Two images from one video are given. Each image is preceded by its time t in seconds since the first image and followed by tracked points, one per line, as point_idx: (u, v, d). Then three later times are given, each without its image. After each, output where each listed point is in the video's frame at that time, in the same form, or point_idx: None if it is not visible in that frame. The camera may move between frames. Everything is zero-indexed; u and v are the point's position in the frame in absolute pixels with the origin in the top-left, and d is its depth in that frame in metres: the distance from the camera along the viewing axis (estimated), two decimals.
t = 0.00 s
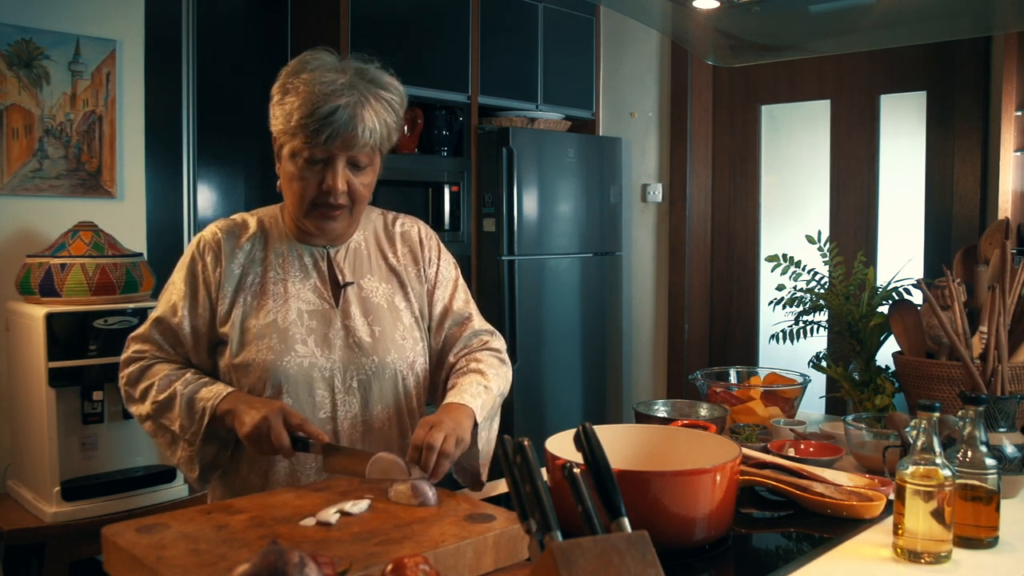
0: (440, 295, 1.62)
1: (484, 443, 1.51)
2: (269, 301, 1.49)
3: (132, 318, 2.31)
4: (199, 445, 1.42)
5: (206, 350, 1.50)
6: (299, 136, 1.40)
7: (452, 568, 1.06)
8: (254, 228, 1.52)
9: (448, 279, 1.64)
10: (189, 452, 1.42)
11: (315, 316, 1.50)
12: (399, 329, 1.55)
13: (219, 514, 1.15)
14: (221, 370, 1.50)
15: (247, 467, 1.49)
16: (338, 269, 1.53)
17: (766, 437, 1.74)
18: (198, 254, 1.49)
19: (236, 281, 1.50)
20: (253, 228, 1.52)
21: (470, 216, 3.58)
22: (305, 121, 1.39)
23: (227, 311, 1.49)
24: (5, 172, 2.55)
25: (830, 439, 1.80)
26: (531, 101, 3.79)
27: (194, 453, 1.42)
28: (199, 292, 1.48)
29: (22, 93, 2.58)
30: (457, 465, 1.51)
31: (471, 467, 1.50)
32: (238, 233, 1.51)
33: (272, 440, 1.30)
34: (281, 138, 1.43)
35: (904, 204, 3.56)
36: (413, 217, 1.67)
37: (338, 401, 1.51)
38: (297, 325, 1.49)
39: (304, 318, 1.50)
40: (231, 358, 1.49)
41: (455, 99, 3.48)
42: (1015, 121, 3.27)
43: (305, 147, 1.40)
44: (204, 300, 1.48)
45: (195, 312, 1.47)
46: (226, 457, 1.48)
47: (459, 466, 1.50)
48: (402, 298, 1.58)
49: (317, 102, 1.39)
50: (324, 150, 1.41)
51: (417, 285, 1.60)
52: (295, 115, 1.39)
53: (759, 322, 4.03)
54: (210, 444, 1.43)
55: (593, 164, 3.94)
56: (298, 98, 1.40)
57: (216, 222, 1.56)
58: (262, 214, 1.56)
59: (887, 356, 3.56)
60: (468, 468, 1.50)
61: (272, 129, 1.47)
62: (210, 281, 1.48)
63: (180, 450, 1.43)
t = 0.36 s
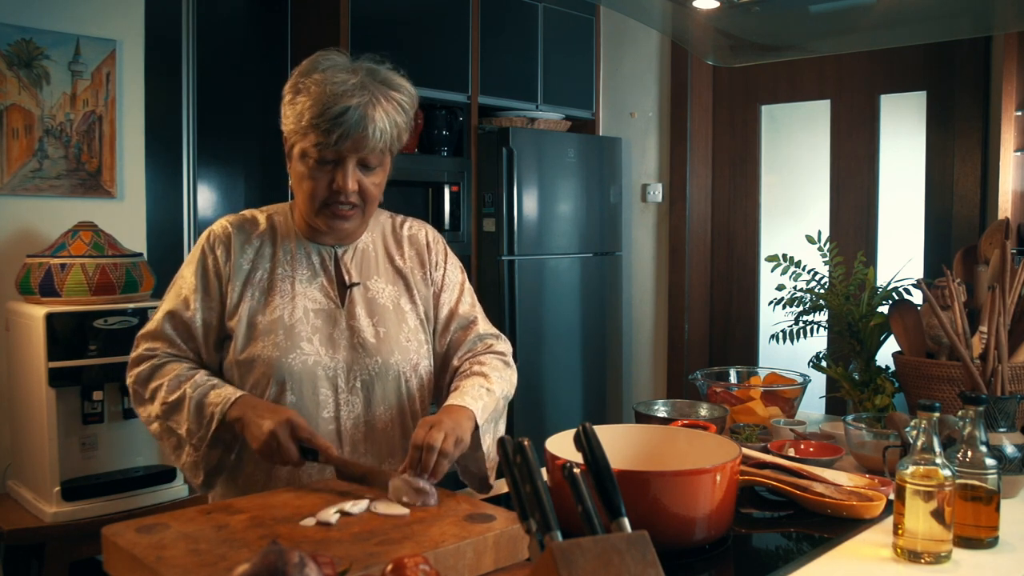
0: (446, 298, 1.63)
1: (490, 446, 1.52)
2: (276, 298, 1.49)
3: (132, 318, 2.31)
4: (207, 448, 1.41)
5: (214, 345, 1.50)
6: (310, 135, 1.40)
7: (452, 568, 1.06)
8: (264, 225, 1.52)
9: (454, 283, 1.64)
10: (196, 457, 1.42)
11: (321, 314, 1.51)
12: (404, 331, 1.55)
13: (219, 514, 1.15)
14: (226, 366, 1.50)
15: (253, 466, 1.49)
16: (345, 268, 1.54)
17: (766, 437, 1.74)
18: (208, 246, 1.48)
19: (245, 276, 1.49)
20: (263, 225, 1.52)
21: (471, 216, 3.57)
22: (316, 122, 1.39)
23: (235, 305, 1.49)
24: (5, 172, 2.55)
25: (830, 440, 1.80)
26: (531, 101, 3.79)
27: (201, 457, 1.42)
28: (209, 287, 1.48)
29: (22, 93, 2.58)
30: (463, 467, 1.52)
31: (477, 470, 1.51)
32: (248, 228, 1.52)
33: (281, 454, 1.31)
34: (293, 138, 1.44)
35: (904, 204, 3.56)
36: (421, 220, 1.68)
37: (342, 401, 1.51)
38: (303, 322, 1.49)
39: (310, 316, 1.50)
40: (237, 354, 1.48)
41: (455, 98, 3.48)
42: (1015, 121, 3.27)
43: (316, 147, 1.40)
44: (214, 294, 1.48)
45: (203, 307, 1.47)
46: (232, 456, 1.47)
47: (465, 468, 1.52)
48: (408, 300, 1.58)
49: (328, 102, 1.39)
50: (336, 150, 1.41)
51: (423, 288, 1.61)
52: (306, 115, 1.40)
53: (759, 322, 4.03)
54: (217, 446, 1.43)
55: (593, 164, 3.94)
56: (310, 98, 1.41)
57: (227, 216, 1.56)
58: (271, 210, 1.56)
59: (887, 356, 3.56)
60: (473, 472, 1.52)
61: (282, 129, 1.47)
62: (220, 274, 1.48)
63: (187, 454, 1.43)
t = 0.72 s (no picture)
0: (447, 298, 1.63)
1: (488, 447, 1.52)
2: (279, 298, 1.49)
3: (132, 318, 2.31)
4: (212, 445, 1.41)
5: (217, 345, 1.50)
6: (313, 135, 1.41)
7: (452, 568, 1.06)
8: (266, 224, 1.52)
9: (454, 283, 1.65)
10: (204, 453, 1.42)
11: (323, 314, 1.51)
12: (406, 331, 1.56)
13: (219, 514, 1.15)
14: (229, 365, 1.50)
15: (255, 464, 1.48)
16: (347, 268, 1.54)
17: (766, 437, 1.74)
18: (210, 246, 1.48)
19: (247, 276, 1.49)
20: (265, 225, 1.52)
21: (471, 216, 3.57)
22: (319, 121, 1.39)
23: (237, 304, 1.48)
24: (5, 172, 2.55)
25: (831, 440, 1.80)
26: (531, 101, 3.79)
27: (209, 453, 1.42)
28: (211, 287, 1.48)
29: (22, 93, 2.58)
30: (458, 469, 1.52)
31: (473, 471, 1.51)
32: (250, 228, 1.51)
33: (289, 444, 1.30)
34: (295, 138, 1.44)
35: (904, 204, 3.56)
36: (422, 221, 1.68)
37: (344, 401, 1.51)
38: (305, 322, 1.49)
39: (312, 316, 1.50)
40: (240, 354, 1.48)
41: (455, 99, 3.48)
42: (1015, 121, 3.27)
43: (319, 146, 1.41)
44: (216, 294, 1.48)
45: (205, 306, 1.47)
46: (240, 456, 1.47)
47: (462, 469, 1.51)
48: (409, 300, 1.58)
49: (332, 101, 1.39)
50: (339, 149, 1.41)
51: (424, 287, 1.61)
52: (309, 114, 1.40)
53: (759, 322, 4.03)
54: (224, 445, 1.43)
55: (593, 164, 3.94)
56: (312, 98, 1.41)
57: (229, 216, 1.55)
58: (273, 210, 1.55)
59: (887, 356, 3.56)
60: (471, 474, 1.51)
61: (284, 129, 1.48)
62: (222, 273, 1.48)
63: (194, 450, 1.43)
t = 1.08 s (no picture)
0: (446, 298, 1.63)
1: (488, 448, 1.52)
2: (278, 297, 1.49)
3: (132, 318, 2.31)
4: (202, 435, 1.41)
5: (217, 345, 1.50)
6: (312, 132, 1.41)
7: (452, 568, 1.06)
8: (265, 225, 1.52)
9: (453, 283, 1.65)
10: (193, 443, 1.42)
11: (322, 313, 1.51)
12: (405, 330, 1.56)
13: (219, 514, 1.15)
14: (227, 363, 1.50)
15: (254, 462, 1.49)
16: (346, 268, 1.54)
17: (766, 437, 1.74)
18: (209, 245, 1.48)
19: (245, 275, 1.49)
20: (264, 225, 1.52)
21: (470, 216, 3.58)
22: (318, 118, 1.39)
23: (236, 304, 1.48)
24: (5, 172, 2.55)
25: (830, 439, 1.80)
26: (531, 101, 3.79)
27: (197, 443, 1.42)
28: (209, 286, 1.47)
29: (22, 93, 2.58)
30: (460, 470, 1.52)
31: (474, 472, 1.51)
32: (249, 228, 1.51)
33: (279, 430, 1.30)
34: (294, 136, 1.44)
35: (904, 204, 3.56)
36: (421, 221, 1.68)
37: (343, 400, 1.51)
38: (304, 321, 1.49)
39: (311, 315, 1.50)
40: (239, 353, 1.48)
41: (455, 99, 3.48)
42: (1015, 121, 3.26)
43: (318, 143, 1.41)
44: (215, 293, 1.48)
45: (203, 306, 1.47)
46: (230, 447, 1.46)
47: (462, 469, 1.52)
48: (408, 300, 1.58)
49: (330, 98, 1.39)
50: (338, 146, 1.41)
51: (423, 287, 1.61)
52: (308, 112, 1.40)
53: (759, 322, 4.03)
54: (214, 436, 1.42)
55: (593, 164, 3.94)
56: (311, 95, 1.41)
57: (227, 217, 1.55)
58: (272, 210, 1.55)
59: (887, 356, 3.56)
60: (471, 473, 1.51)
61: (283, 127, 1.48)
62: (221, 273, 1.48)
63: (183, 442, 1.43)
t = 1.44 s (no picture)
0: (447, 300, 1.63)
1: (488, 450, 1.52)
2: (279, 297, 1.49)
3: (132, 318, 2.31)
4: (208, 452, 1.40)
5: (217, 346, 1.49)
6: (311, 116, 1.43)
7: (452, 568, 1.06)
8: (266, 224, 1.52)
9: (454, 285, 1.65)
10: (202, 460, 1.42)
11: (323, 313, 1.51)
12: (406, 332, 1.56)
13: (219, 514, 1.15)
14: (229, 364, 1.50)
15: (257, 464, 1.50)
16: (347, 268, 1.54)
17: (766, 437, 1.74)
18: (211, 246, 1.48)
19: (248, 276, 1.49)
20: (265, 224, 1.52)
21: (470, 216, 3.58)
22: (319, 102, 1.42)
23: (238, 304, 1.48)
24: (5, 172, 2.55)
25: (830, 439, 1.80)
26: (531, 101, 3.79)
27: (206, 460, 1.41)
28: (212, 287, 1.47)
29: (22, 93, 2.58)
30: (459, 471, 1.53)
31: (474, 474, 1.52)
32: (251, 228, 1.51)
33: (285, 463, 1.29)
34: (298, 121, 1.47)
35: (904, 204, 3.56)
36: (423, 222, 1.68)
37: (343, 400, 1.51)
38: (305, 321, 1.49)
39: (312, 315, 1.50)
40: (240, 353, 1.48)
41: (455, 98, 3.48)
42: (1016, 121, 3.26)
43: (314, 126, 1.43)
44: (217, 293, 1.47)
45: (206, 307, 1.46)
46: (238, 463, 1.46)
47: (462, 472, 1.52)
48: (409, 301, 1.59)
49: (334, 85, 1.42)
50: (331, 131, 1.42)
51: (424, 289, 1.61)
52: (312, 95, 1.43)
53: (759, 322, 4.03)
54: (221, 453, 1.42)
55: (593, 164, 3.94)
56: (319, 82, 1.44)
57: (229, 216, 1.55)
58: (273, 210, 1.55)
59: (887, 356, 3.56)
60: (471, 475, 1.52)
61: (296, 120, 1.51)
62: (223, 274, 1.48)
63: (192, 458, 1.43)
